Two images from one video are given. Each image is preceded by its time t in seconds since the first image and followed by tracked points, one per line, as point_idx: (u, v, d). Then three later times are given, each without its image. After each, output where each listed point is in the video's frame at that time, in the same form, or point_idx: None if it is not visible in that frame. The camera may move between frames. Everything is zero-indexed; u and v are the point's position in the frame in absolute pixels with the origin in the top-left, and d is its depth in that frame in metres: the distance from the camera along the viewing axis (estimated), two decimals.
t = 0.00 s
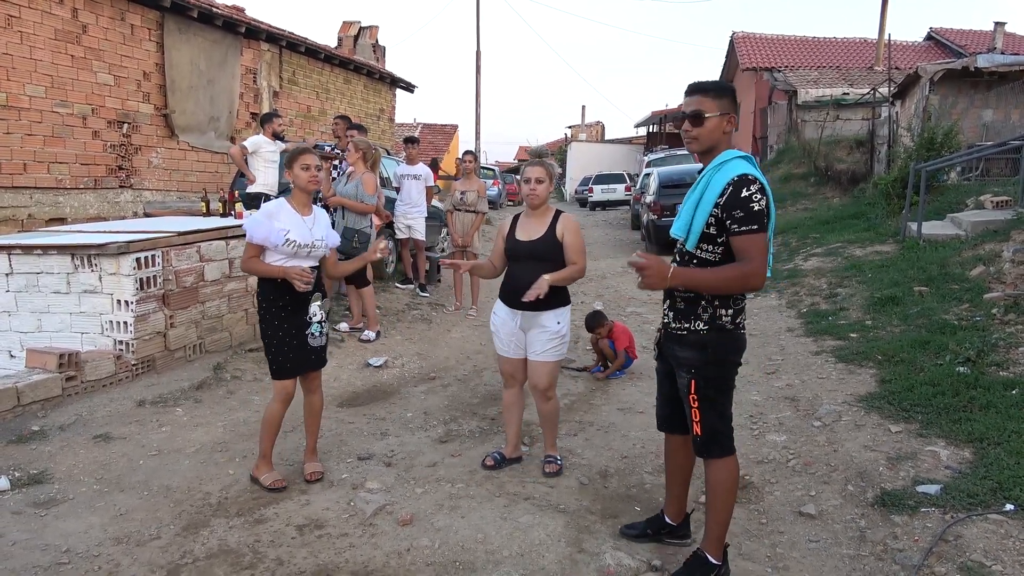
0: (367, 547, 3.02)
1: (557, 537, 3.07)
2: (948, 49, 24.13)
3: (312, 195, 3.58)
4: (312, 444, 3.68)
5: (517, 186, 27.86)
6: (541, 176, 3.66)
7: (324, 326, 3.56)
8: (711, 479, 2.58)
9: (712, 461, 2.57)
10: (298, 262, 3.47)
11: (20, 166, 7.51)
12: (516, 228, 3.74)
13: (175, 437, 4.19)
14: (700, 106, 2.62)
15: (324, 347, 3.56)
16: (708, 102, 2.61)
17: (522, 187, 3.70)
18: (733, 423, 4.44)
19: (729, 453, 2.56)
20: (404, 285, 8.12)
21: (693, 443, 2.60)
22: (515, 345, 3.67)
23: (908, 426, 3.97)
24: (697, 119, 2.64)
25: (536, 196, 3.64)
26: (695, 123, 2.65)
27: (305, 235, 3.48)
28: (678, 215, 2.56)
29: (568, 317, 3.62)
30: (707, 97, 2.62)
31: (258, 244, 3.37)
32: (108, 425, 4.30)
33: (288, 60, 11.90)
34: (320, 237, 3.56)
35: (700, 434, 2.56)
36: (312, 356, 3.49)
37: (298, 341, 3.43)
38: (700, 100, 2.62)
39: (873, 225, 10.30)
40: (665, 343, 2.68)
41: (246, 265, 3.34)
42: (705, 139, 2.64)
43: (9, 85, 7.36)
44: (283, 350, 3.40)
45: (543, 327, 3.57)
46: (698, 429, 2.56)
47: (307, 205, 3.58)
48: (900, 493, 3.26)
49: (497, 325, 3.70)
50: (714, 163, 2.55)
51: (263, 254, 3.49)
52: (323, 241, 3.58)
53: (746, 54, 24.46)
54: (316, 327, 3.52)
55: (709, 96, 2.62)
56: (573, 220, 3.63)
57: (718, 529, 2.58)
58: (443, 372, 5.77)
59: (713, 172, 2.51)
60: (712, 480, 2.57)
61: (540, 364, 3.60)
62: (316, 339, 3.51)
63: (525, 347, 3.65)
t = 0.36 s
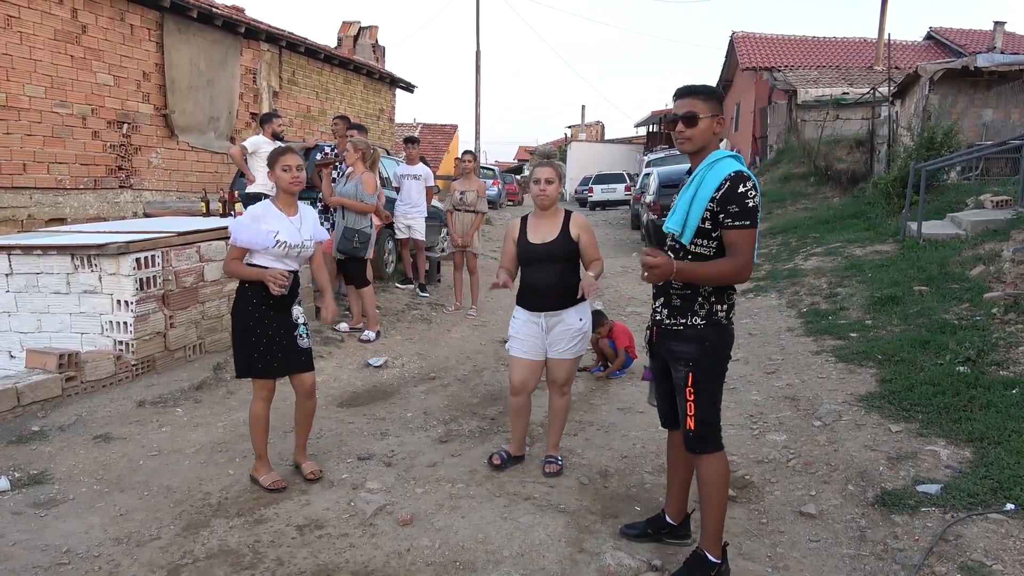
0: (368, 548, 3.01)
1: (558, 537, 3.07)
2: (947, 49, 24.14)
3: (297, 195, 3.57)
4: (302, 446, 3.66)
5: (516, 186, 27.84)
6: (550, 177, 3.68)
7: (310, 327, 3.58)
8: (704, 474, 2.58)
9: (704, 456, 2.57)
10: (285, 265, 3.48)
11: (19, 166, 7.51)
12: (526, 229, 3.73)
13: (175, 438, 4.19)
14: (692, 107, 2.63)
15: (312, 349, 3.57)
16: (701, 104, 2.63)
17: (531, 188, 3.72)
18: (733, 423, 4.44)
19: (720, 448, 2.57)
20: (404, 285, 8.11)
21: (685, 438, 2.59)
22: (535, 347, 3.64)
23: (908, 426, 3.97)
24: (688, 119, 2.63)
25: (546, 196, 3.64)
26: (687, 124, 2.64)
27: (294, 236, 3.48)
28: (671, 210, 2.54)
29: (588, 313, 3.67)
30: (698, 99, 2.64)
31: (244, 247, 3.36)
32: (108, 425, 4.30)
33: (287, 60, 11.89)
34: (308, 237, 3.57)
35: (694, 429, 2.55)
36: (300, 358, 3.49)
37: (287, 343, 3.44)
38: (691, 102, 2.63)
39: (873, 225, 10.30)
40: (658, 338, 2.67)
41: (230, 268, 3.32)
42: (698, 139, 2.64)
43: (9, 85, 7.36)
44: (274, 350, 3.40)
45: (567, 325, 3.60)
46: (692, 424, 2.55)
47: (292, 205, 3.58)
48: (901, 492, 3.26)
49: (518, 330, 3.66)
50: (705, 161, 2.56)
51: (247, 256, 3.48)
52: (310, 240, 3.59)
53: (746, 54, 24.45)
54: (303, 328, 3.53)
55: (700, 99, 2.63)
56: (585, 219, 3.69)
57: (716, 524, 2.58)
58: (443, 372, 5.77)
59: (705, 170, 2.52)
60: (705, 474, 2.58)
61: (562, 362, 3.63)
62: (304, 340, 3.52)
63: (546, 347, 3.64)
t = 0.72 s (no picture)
0: (368, 548, 3.01)
1: (558, 537, 3.07)
2: (948, 50, 24.15)
3: (295, 189, 3.57)
4: (282, 451, 3.59)
5: (517, 186, 27.84)
6: (551, 173, 3.63)
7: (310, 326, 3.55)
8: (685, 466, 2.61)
9: (687, 449, 2.60)
10: (287, 259, 3.47)
11: (20, 165, 7.51)
12: (528, 226, 3.70)
13: (175, 437, 4.19)
14: (686, 110, 2.63)
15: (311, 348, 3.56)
16: (694, 107, 2.63)
17: (531, 185, 3.67)
18: (733, 424, 4.44)
19: (704, 443, 2.60)
20: (404, 285, 8.10)
21: (671, 429, 2.60)
22: (531, 346, 3.63)
23: (908, 427, 3.97)
24: (683, 123, 2.63)
25: (548, 193, 3.61)
26: (681, 127, 2.64)
27: (294, 230, 3.49)
28: (672, 211, 2.53)
29: (584, 313, 3.69)
30: (691, 103, 2.64)
31: (244, 241, 3.35)
32: (108, 425, 4.30)
33: (288, 59, 11.89)
34: (308, 232, 3.58)
35: (684, 422, 2.57)
36: (297, 358, 3.48)
37: (288, 343, 3.42)
38: (685, 105, 2.63)
39: (874, 226, 10.30)
40: (657, 333, 2.68)
41: (231, 263, 3.29)
42: (692, 142, 2.64)
43: (9, 84, 7.36)
44: (276, 350, 3.39)
45: (563, 325, 3.61)
46: (683, 417, 2.57)
47: (291, 200, 3.58)
48: (901, 494, 3.26)
49: (513, 329, 3.65)
50: (700, 163, 2.56)
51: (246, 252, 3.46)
52: (310, 235, 3.59)
53: (746, 55, 24.47)
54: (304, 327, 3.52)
55: (694, 102, 2.64)
56: (586, 218, 3.68)
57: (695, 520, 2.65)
58: (443, 372, 5.77)
59: (701, 171, 2.52)
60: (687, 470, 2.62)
61: (558, 361, 3.63)
62: (304, 341, 3.50)
63: (542, 347, 3.64)
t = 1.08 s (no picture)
0: (368, 547, 3.01)
1: (558, 537, 3.07)
2: (949, 50, 24.13)
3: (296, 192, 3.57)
4: (279, 453, 3.57)
5: (517, 186, 27.83)
6: (552, 174, 3.63)
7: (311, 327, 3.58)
8: (688, 466, 2.61)
9: (691, 449, 2.59)
10: (292, 261, 3.47)
11: (20, 164, 7.51)
12: (527, 225, 3.70)
13: (176, 437, 4.19)
14: (689, 110, 2.62)
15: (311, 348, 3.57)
16: (697, 106, 2.63)
17: (532, 184, 3.67)
18: (734, 424, 4.44)
19: (708, 443, 2.60)
20: (404, 285, 8.09)
21: (676, 429, 2.59)
22: (526, 346, 3.64)
23: (909, 427, 3.96)
24: (687, 122, 2.62)
25: (548, 193, 3.61)
26: (684, 127, 2.63)
27: (298, 232, 3.48)
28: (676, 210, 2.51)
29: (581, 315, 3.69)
30: (694, 103, 2.63)
31: (251, 242, 3.32)
32: (109, 424, 4.30)
33: (289, 59, 11.89)
34: (310, 233, 3.59)
35: (690, 422, 2.57)
36: (301, 357, 3.49)
37: (291, 344, 3.42)
38: (688, 104, 2.62)
39: (874, 225, 10.29)
40: (661, 335, 2.67)
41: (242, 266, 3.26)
42: (695, 142, 2.64)
43: (10, 84, 7.36)
44: (280, 352, 3.39)
45: (559, 325, 3.61)
46: (690, 417, 2.56)
47: (292, 201, 3.58)
48: (901, 494, 3.26)
49: (510, 329, 3.65)
50: (702, 161, 2.56)
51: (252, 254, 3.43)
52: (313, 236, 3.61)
53: (747, 54, 24.46)
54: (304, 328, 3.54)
55: (697, 102, 2.63)
56: (585, 220, 3.67)
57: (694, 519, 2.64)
58: (443, 372, 5.77)
59: (704, 170, 2.51)
60: (688, 468, 2.61)
61: (554, 361, 3.62)
62: (305, 341, 3.51)
63: (538, 347, 3.64)
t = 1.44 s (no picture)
0: (370, 547, 3.01)
1: (560, 537, 3.07)
2: (950, 48, 24.10)
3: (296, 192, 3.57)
4: (286, 451, 3.59)
5: (518, 186, 27.82)
6: (557, 176, 3.60)
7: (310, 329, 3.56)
8: (692, 466, 2.60)
9: (695, 448, 2.59)
10: (287, 260, 3.47)
11: (22, 166, 7.52)
12: (533, 227, 3.69)
13: (177, 437, 4.19)
14: (689, 110, 2.63)
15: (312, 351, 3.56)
16: (697, 105, 2.63)
17: (537, 187, 3.64)
18: (736, 423, 4.44)
19: (712, 443, 2.60)
20: (406, 285, 8.10)
21: (680, 428, 2.59)
22: (539, 346, 3.63)
23: (911, 426, 3.96)
24: (687, 121, 2.62)
25: (554, 195, 3.59)
26: (685, 126, 2.63)
27: (295, 231, 3.47)
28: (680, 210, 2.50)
29: (591, 312, 3.70)
30: (695, 102, 2.64)
31: (241, 243, 3.35)
32: (111, 425, 4.31)
33: (289, 60, 11.90)
34: (309, 232, 3.56)
35: (694, 421, 2.56)
36: (300, 358, 3.48)
37: (290, 343, 3.43)
38: (688, 104, 2.63)
39: (876, 224, 10.28)
40: (667, 333, 2.67)
41: (226, 264, 3.30)
42: (695, 141, 2.64)
43: (11, 86, 7.36)
44: (278, 350, 3.40)
45: (571, 324, 3.62)
46: (694, 416, 2.56)
47: (291, 201, 3.57)
48: (903, 492, 3.26)
49: (522, 329, 3.65)
50: (704, 161, 2.56)
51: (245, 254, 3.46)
52: (312, 235, 3.57)
53: (748, 53, 24.44)
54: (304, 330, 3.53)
55: (697, 101, 2.64)
56: (590, 219, 3.67)
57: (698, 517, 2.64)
58: (445, 371, 5.77)
59: (707, 169, 2.51)
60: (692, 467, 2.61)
61: (567, 360, 3.64)
62: (304, 342, 3.50)
63: (550, 346, 3.64)
